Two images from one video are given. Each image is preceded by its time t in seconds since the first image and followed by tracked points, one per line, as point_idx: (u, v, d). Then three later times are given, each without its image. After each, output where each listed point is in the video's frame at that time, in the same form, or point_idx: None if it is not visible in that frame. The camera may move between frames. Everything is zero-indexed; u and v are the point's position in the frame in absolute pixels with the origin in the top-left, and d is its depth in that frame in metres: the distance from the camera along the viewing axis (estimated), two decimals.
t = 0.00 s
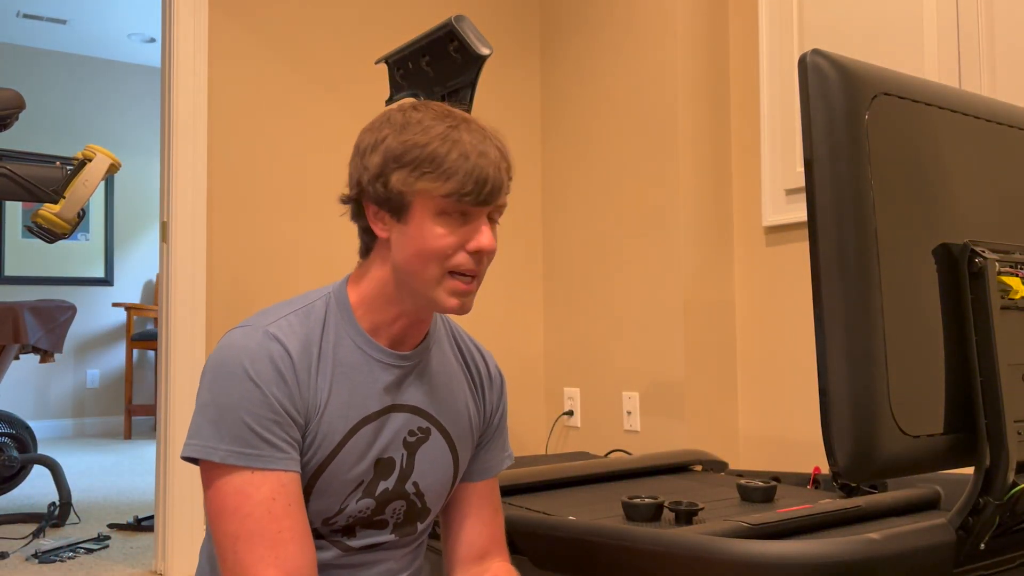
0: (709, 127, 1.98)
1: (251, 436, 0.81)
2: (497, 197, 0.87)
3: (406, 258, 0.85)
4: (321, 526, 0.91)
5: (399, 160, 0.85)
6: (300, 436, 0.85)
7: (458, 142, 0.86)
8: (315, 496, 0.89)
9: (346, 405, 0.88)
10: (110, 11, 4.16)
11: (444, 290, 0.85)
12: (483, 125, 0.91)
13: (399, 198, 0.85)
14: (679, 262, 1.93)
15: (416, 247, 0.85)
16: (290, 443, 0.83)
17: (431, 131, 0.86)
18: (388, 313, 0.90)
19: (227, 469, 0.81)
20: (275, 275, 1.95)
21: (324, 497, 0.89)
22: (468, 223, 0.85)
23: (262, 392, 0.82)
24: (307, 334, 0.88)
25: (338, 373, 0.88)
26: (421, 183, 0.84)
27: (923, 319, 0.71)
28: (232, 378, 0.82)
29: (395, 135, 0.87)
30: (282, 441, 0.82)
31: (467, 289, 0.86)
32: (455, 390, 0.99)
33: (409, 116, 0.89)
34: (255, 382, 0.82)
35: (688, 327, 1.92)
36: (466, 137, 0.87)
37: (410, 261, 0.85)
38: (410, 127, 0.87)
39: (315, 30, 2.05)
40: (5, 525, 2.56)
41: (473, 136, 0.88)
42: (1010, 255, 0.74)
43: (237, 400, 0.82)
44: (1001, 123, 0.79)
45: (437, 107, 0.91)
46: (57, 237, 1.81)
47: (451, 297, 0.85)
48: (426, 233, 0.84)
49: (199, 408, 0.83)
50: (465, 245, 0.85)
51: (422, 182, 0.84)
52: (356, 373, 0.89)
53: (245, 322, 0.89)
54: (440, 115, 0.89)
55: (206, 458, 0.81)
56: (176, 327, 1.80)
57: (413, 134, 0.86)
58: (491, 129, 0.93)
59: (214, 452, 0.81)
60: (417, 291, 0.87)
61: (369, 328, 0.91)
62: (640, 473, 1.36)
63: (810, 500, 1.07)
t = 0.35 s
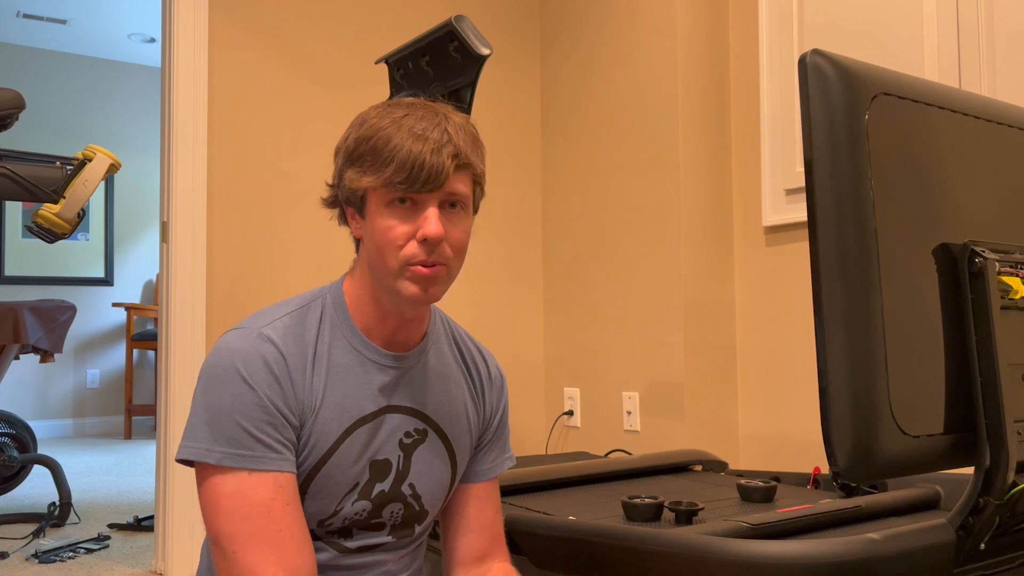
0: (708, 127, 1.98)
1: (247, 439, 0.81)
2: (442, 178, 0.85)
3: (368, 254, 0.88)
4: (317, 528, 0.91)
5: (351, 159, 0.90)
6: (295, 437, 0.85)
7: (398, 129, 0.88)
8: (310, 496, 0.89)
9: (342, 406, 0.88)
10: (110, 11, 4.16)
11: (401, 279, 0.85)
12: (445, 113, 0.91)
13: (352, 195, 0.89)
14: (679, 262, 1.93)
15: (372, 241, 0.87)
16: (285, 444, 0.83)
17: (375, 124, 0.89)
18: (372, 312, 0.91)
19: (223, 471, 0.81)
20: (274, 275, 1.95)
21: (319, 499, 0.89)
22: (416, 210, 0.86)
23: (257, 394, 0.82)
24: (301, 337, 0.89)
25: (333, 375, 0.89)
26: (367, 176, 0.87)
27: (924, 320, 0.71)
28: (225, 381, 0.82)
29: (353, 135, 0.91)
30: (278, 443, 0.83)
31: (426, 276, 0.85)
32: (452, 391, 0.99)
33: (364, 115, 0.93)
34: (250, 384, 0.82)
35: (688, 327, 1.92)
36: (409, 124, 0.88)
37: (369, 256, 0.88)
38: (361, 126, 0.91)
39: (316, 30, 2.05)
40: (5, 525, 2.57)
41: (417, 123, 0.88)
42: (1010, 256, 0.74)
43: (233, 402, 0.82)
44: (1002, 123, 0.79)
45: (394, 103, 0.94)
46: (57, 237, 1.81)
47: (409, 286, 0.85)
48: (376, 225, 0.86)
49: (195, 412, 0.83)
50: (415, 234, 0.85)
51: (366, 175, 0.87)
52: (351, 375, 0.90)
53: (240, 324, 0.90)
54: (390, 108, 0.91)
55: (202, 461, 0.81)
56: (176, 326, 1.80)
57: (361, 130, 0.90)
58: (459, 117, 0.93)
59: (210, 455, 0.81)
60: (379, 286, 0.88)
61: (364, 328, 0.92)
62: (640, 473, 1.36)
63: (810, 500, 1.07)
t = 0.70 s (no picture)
0: (709, 127, 1.98)
1: (248, 441, 0.81)
2: (409, 168, 0.86)
3: (347, 253, 0.89)
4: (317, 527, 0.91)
5: (319, 159, 0.90)
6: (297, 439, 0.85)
7: (361, 125, 0.88)
8: (315, 496, 0.89)
9: (339, 404, 0.88)
10: (110, 11, 4.16)
11: (382, 273, 0.85)
12: (409, 104, 0.92)
13: (324, 195, 0.90)
14: (679, 262, 1.92)
15: (349, 238, 0.88)
16: (286, 445, 0.83)
17: (338, 122, 0.90)
18: (359, 311, 0.91)
19: (230, 474, 0.81)
20: (274, 274, 1.95)
21: (321, 498, 0.89)
22: (388, 203, 0.86)
23: (254, 396, 0.82)
24: (297, 337, 0.89)
25: (329, 374, 0.89)
26: (336, 174, 0.88)
27: (924, 320, 0.71)
28: (223, 385, 0.82)
29: (320, 137, 0.91)
30: (279, 445, 0.82)
31: (406, 268, 0.85)
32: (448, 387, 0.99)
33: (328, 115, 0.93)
34: (248, 386, 0.82)
35: (687, 327, 1.92)
36: (372, 117, 0.89)
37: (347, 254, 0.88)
38: (325, 126, 0.92)
39: (315, 30, 2.05)
40: (5, 525, 2.56)
41: (380, 116, 0.89)
42: (1010, 256, 0.74)
43: (230, 406, 0.82)
44: (1001, 123, 0.79)
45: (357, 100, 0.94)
46: (57, 237, 1.81)
47: (391, 279, 0.85)
48: (350, 223, 0.87)
49: (194, 416, 0.83)
50: (390, 227, 0.85)
51: (334, 173, 0.88)
52: (346, 372, 0.90)
53: (235, 327, 0.89)
54: (352, 105, 0.92)
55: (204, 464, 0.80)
56: (176, 326, 1.80)
57: (326, 130, 0.91)
58: (424, 108, 0.93)
59: (214, 459, 0.81)
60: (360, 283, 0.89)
61: (356, 328, 0.93)
62: (640, 473, 1.36)
63: (810, 500, 1.07)
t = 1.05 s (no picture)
0: (709, 127, 1.98)
1: (198, 437, 0.84)
2: (386, 161, 0.86)
3: (327, 249, 0.89)
4: (298, 522, 0.92)
5: (299, 155, 0.91)
6: (250, 440, 0.87)
7: (339, 120, 0.89)
8: (284, 493, 0.90)
9: (305, 401, 0.89)
10: (111, 11, 4.17)
11: (359, 267, 0.85)
12: (388, 101, 0.92)
13: (304, 191, 0.90)
14: (679, 262, 1.92)
15: (328, 233, 0.88)
16: (232, 446, 0.85)
17: (317, 118, 0.91)
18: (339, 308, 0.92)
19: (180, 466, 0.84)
20: (274, 274, 1.95)
21: (294, 494, 0.90)
22: (367, 197, 0.86)
23: (207, 394, 0.85)
24: (265, 334, 0.91)
25: (296, 371, 0.90)
26: (315, 169, 0.88)
27: (924, 320, 0.71)
28: (181, 378, 0.86)
29: (299, 134, 0.92)
30: (230, 442, 0.85)
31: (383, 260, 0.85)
32: (436, 383, 0.99)
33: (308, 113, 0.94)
34: (201, 384, 0.85)
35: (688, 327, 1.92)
36: (350, 113, 0.89)
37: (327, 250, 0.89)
38: (305, 122, 0.92)
39: (316, 30, 2.05)
40: (5, 525, 2.56)
41: (357, 111, 0.90)
42: (1010, 255, 0.74)
43: (183, 402, 0.85)
44: (1001, 123, 0.79)
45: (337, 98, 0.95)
46: (57, 237, 1.81)
47: (368, 273, 0.85)
48: (329, 218, 0.87)
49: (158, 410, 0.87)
50: (368, 221, 0.85)
51: (313, 168, 0.88)
52: (315, 369, 0.91)
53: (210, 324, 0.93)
54: (331, 101, 0.93)
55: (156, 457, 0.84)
56: (176, 326, 1.80)
57: (305, 126, 0.91)
58: (404, 105, 0.94)
59: (159, 450, 0.84)
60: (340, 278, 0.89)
61: (336, 328, 0.94)
62: (640, 473, 1.36)
63: (810, 500, 1.07)
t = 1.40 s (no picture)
0: (709, 127, 1.98)
1: (190, 438, 0.85)
2: (385, 162, 0.86)
3: (324, 249, 0.89)
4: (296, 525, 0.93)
5: (299, 154, 0.91)
6: (243, 441, 0.88)
7: (339, 120, 0.89)
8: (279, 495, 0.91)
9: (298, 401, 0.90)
10: (111, 11, 4.17)
11: (355, 267, 0.84)
12: (387, 103, 0.93)
13: (303, 191, 0.90)
14: (679, 262, 1.92)
15: (324, 233, 0.87)
16: (226, 447, 0.86)
17: (317, 118, 0.91)
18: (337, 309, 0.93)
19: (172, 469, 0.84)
20: (274, 274, 1.95)
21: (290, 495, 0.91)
22: (364, 198, 0.86)
23: (198, 395, 0.86)
24: (256, 336, 0.92)
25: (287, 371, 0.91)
26: (314, 168, 0.88)
27: (922, 320, 0.71)
28: (172, 381, 0.87)
29: (297, 133, 0.93)
30: (222, 443, 0.85)
31: (379, 261, 0.84)
32: (431, 381, 1.00)
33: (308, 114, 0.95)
34: (192, 385, 0.86)
35: (688, 328, 1.91)
36: (350, 114, 0.90)
37: (324, 250, 0.88)
38: (304, 122, 0.93)
39: (316, 30, 2.05)
40: (5, 525, 2.56)
41: (357, 113, 0.90)
42: (1011, 256, 0.74)
43: (174, 405, 0.86)
44: (1001, 123, 0.79)
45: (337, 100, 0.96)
46: (57, 237, 1.81)
47: (363, 273, 0.84)
48: (326, 218, 0.87)
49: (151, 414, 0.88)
50: (365, 221, 0.85)
51: (312, 168, 0.89)
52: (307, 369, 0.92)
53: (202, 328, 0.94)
54: (331, 102, 0.93)
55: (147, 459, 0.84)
56: (177, 326, 1.80)
57: (304, 125, 0.92)
58: (402, 106, 0.95)
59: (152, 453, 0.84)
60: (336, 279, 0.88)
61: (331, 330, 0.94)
62: (640, 473, 1.36)
63: (810, 500, 1.07)
